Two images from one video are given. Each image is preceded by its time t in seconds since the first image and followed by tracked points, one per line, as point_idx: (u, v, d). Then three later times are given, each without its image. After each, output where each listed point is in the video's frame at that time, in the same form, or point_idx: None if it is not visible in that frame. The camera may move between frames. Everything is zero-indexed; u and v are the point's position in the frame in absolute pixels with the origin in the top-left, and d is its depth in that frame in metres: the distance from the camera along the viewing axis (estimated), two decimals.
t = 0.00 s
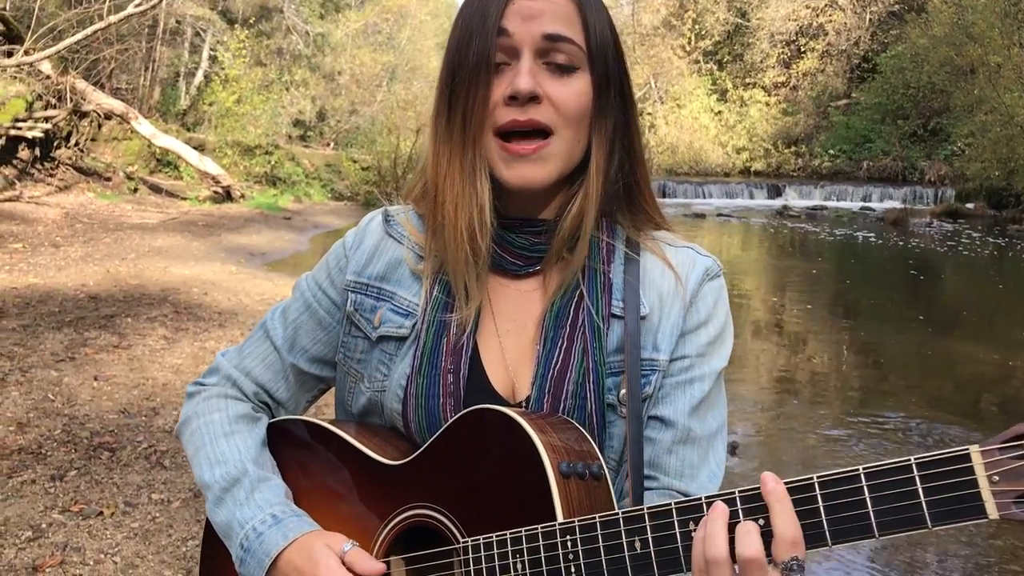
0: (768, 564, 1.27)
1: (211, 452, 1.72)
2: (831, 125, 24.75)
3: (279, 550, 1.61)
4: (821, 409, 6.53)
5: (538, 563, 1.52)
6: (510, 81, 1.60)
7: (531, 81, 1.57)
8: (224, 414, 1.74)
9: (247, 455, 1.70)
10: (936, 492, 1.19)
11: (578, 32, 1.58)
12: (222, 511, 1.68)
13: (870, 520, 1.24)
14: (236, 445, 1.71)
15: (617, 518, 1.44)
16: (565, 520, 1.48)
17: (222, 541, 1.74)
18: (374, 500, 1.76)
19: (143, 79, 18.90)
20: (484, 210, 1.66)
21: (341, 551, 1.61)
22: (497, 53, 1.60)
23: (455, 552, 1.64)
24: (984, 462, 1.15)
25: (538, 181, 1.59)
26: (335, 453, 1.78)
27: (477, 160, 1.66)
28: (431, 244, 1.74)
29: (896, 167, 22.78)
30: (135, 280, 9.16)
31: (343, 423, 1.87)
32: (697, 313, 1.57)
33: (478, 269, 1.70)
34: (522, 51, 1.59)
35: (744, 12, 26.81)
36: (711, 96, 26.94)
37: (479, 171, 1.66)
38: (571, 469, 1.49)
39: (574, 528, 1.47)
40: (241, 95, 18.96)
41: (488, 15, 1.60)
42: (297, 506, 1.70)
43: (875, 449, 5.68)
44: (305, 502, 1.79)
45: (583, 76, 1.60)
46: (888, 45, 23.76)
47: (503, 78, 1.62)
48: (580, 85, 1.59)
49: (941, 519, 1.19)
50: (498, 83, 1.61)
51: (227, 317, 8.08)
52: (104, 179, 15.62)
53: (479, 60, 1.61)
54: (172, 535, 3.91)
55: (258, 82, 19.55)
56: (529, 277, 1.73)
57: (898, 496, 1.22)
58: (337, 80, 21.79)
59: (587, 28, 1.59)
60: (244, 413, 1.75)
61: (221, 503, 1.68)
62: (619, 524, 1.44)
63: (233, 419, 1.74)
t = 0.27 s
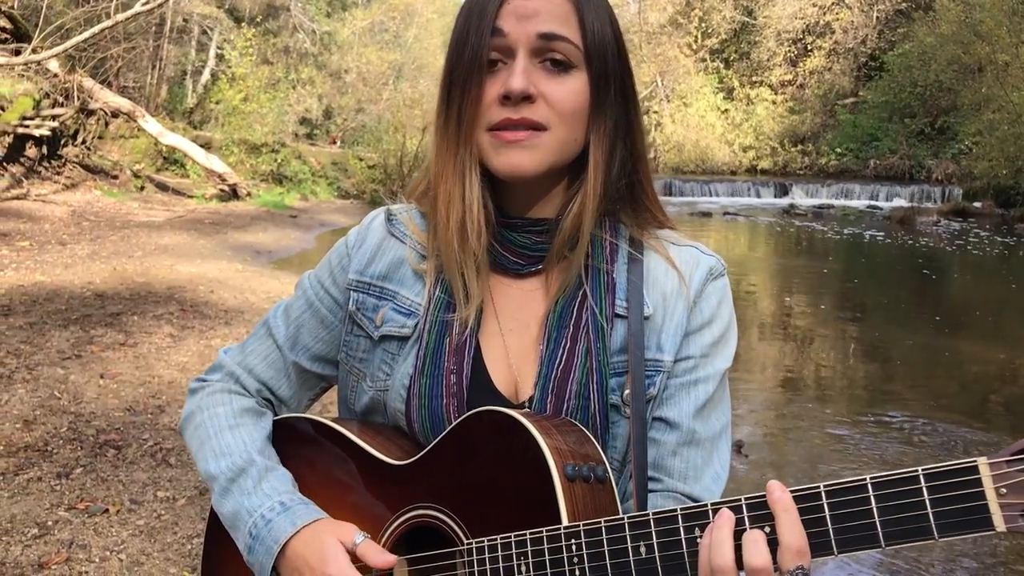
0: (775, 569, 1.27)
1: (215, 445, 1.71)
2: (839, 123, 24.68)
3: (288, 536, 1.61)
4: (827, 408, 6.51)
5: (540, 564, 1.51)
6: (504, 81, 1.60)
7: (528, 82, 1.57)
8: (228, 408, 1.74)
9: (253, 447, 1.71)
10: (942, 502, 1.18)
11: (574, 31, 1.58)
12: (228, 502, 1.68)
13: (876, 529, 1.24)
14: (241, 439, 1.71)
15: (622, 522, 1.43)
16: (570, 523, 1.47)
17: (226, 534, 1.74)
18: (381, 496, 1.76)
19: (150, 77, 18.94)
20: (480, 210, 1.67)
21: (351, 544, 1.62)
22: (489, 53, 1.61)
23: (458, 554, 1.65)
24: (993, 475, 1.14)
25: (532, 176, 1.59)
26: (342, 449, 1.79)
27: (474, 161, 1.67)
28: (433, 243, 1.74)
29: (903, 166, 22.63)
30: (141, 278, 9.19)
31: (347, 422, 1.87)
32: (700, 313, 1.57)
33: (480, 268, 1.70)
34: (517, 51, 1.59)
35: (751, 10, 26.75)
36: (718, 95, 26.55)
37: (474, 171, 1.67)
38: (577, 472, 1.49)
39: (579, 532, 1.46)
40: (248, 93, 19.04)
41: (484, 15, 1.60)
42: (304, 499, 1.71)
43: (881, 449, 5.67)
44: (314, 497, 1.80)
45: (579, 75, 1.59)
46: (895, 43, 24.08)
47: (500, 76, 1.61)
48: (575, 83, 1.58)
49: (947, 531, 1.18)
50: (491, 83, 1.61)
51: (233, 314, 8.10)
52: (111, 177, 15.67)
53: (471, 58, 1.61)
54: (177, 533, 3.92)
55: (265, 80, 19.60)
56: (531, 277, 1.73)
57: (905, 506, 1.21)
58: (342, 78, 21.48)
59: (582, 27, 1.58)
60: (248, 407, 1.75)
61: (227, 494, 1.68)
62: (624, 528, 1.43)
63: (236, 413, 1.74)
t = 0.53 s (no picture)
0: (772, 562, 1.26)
1: (217, 445, 1.71)
2: (845, 122, 24.66)
3: (283, 534, 1.61)
4: (832, 407, 6.50)
5: (542, 560, 1.51)
6: (513, 80, 1.59)
7: (536, 80, 1.56)
8: (230, 408, 1.75)
9: (253, 445, 1.71)
10: (941, 491, 1.17)
11: (583, 32, 1.58)
12: (228, 501, 1.68)
13: (874, 518, 1.23)
14: (242, 438, 1.71)
15: (622, 514, 1.43)
16: (571, 518, 1.47)
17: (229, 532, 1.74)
18: (382, 492, 1.76)
19: (156, 77, 18.99)
20: (486, 210, 1.66)
21: (334, 537, 1.61)
22: (501, 53, 1.60)
23: (459, 550, 1.64)
24: (991, 462, 1.13)
25: (539, 176, 1.58)
26: (342, 449, 1.79)
27: (480, 158, 1.65)
28: (434, 243, 1.74)
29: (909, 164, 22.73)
30: (147, 277, 9.21)
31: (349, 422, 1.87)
32: (702, 308, 1.56)
33: (481, 268, 1.69)
34: (527, 51, 1.58)
35: (757, 8, 26.68)
36: (724, 93, 26.61)
37: (481, 170, 1.65)
38: (577, 468, 1.48)
39: (579, 526, 1.47)
40: (254, 92, 19.10)
41: (493, 15, 1.59)
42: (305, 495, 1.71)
43: (887, 448, 5.65)
44: (316, 496, 1.80)
45: (587, 77, 1.59)
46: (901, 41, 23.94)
47: (508, 76, 1.60)
48: (584, 86, 1.58)
49: (947, 519, 1.17)
50: (501, 81, 1.60)
51: (238, 313, 8.10)
52: (117, 176, 15.71)
53: (482, 58, 1.59)
54: (181, 531, 3.92)
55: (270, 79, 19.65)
56: (531, 276, 1.72)
57: (903, 494, 1.20)
58: (348, 77, 21.37)
59: (591, 30, 1.58)
60: (250, 406, 1.76)
61: (228, 493, 1.69)
62: (623, 520, 1.43)
63: (238, 412, 1.74)
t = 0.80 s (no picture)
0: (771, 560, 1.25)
1: (219, 450, 1.71)
2: (851, 120, 24.57)
3: (302, 543, 1.61)
4: (838, 406, 6.48)
5: (541, 557, 1.51)
6: (523, 78, 1.58)
7: (546, 79, 1.56)
8: (230, 412, 1.74)
9: (260, 449, 1.71)
10: (942, 484, 1.17)
11: (590, 33, 1.58)
12: (234, 506, 1.69)
13: (878, 513, 1.23)
14: (243, 442, 1.71)
15: (622, 511, 1.43)
16: (570, 517, 1.47)
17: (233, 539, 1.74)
18: (379, 495, 1.76)
19: (162, 76, 19.02)
20: (491, 209, 1.64)
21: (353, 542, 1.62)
22: (511, 51, 1.58)
23: (458, 551, 1.64)
24: (993, 453, 1.13)
25: (548, 172, 1.58)
26: (337, 450, 1.79)
27: (485, 155, 1.63)
28: (432, 242, 1.74)
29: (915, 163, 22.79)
30: (152, 276, 9.22)
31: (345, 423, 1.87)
32: (700, 304, 1.55)
33: (479, 266, 1.69)
34: (535, 50, 1.57)
35: (763, 6, 26.61)
36: (729, 91, 26.54)
37: (487, 168, 1.64)
38: (575, 466, 1.49)
39: (579, 524, 1.46)
40: (260, 92, 19.16)
41: (501, 13, 1.58)
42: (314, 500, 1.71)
43: (893, 447, 5.63)
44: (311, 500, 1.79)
45: (592, 78, 1.59)
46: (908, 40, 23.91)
47: (516, 74, 1.59)
48: (590, 86, 1.58)
49: (950, 512, 1.17)
50: (512, 79, 1.59)
51: (244, 313, 8.11)
52: (123, 175, 15.74)
53: (492, 57, 1.58)
54: (186, 530, 3.93)
55: (276, 78, 19.71)
56: (528, 277, 1.72)
57: (905, 488, 1.20)
58: (353, 77, 21.25)
59: (598, 32, 1.59)
60: (249, 410, 1.75)
61: (234, 497, 1.69)
62: (624, 517, 1.43)
63: (239, 416, 1.74)
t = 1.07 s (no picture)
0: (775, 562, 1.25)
1: (209, 450, 1.71)
2: (856, 118, 24.50)
3: (278, 547, 1.60)
4: (844, 405, 6.46)
5: (541, 557, 1.51)
6: (512, 76, 1.58)
7: (535, 76, 1.55)
8: (224, 411, 1.74)
9: (246, 453, 1.70)
10: (947, 485, 1.17)
11: (582, 28, 1.56)
12: (219, 510, 1.67)
13: (882, 514, 1.22)
14: (235, 442, 1.70)
15: (623, 514, 1.42)
16: (569, 518, 1.47)
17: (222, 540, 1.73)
18: (377, 496, 1.75)
19: (167, 75, 19.05)
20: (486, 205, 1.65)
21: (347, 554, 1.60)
22: (498, 49, 1.59)
23: (457, 551, 1.64)
24: (999, 455, 1.13)
25: (542, 169, 1.57)
26: (337, 453, 1.78)
27: (478, 153, 1.64)
28: (433, 242, 1.74)
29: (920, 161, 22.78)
30: (157, 275, 9.23)
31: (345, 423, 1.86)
32: (702, 305, 1.55)
33: (479, 265, 1.68)
34: (525, 47, 1.57)
35: (768, 4, 26.54)
36: (734, 89, 26.50)
37: (482, 167, 1.64)
38: (576, 467, 1.48)
39: (579, 525, 1.46)
40: (264, 91, 19.22)
41: (491, 11, 1.58)
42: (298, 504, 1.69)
43: (899, 446, 5.60)
44: (308, 502, 1.78)
45: (587, 73, 1.57)
46: (913, 37, 23.51)
47: (506, 72, 1.59)
48: (583, 80, 1.57)
49: (953, 514, 1.17)
50: (500, 78, 1.59)
51: (248, 312, 8.11)
52: (128, 175, 15.78)
53: (481, 55, 1.59)
54: (189, 530, 3.93)
55: (280, 77, 19.76)
56: (531, 276, 1.71)
57: (909, 489, 1.20)
58: (358, 76, 21.25)
59: (590, 25, 1.57)
60: (244, 410, 1.75)
61: (219, 501, 1.67)
62: (624, 521, 1.42)
63: (232, 416, 1.73)
